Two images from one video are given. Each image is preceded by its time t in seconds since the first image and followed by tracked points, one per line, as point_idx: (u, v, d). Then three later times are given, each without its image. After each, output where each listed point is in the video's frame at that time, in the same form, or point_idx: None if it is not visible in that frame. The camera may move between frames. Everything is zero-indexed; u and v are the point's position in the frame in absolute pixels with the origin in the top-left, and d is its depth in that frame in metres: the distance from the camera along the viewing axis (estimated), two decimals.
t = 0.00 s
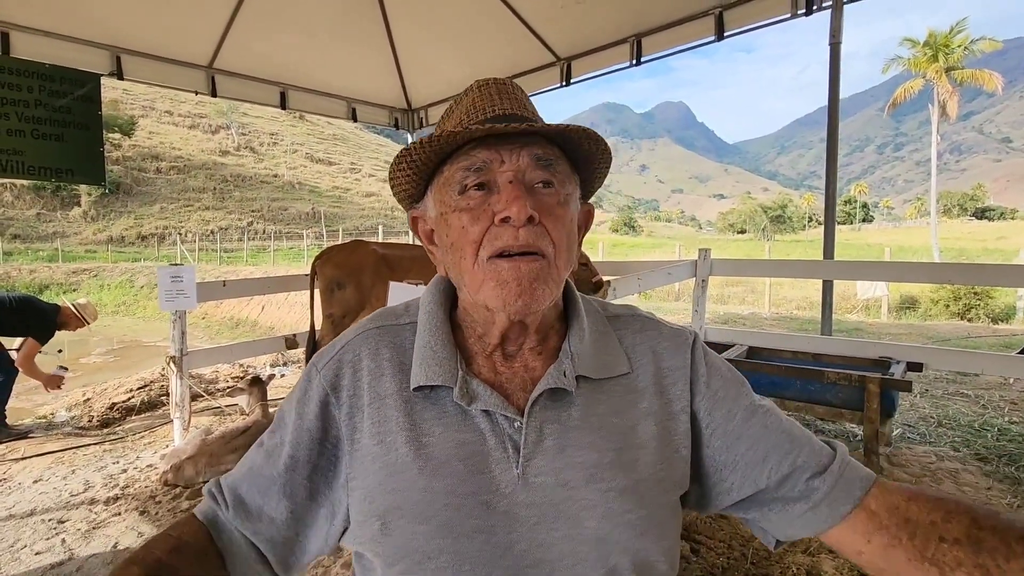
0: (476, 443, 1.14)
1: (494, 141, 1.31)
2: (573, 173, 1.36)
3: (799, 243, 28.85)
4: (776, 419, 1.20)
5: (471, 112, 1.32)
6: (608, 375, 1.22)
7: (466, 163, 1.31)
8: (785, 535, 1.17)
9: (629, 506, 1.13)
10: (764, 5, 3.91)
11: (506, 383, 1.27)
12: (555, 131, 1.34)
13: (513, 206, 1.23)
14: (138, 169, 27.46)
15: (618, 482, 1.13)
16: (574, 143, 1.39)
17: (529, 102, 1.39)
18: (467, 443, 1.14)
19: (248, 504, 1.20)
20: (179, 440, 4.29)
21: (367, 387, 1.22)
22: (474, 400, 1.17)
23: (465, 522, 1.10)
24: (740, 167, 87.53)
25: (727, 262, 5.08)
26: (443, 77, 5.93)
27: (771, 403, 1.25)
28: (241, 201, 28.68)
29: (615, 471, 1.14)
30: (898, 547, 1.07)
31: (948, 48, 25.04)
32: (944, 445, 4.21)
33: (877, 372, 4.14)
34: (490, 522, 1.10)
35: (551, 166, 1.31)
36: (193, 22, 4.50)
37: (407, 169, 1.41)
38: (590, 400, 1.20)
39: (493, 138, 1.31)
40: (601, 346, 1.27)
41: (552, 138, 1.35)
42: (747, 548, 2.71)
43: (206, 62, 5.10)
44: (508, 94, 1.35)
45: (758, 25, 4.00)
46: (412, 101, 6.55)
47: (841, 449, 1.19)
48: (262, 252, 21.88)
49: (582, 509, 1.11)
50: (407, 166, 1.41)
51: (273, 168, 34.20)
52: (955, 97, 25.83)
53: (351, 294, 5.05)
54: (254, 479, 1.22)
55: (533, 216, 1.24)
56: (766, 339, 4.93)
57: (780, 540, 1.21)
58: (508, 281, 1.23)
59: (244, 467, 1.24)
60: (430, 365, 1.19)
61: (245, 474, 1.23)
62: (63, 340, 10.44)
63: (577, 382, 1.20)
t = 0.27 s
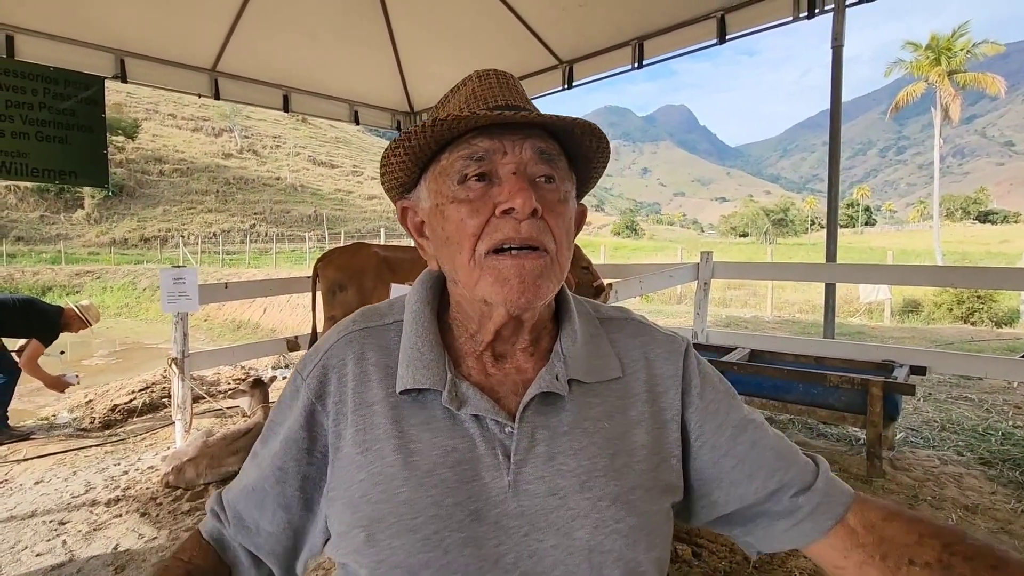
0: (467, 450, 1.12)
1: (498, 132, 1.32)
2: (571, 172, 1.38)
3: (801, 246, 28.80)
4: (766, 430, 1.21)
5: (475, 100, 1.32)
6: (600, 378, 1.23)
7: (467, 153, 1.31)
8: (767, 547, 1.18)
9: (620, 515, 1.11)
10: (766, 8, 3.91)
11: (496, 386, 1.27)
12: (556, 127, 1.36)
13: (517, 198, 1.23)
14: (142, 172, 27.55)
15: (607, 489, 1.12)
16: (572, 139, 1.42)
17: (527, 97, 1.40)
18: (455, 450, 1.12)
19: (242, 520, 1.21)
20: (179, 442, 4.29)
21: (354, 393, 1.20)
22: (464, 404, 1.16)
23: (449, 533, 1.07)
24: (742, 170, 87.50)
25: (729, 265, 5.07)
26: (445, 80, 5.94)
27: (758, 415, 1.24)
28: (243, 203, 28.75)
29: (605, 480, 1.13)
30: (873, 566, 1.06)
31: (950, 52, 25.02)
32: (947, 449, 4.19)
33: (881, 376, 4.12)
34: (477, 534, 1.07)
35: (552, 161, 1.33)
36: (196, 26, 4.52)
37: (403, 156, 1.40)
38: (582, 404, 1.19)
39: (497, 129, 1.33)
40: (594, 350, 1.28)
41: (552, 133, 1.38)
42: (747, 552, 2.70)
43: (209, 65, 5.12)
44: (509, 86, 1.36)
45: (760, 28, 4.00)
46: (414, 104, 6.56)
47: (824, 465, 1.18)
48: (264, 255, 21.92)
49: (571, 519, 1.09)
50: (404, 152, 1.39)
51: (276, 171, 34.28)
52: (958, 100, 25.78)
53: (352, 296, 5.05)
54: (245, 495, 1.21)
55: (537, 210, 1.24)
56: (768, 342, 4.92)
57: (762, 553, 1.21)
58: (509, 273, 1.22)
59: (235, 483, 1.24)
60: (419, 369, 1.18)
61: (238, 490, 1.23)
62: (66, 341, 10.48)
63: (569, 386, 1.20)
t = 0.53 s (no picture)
0: (459, 458, 1.12)
1: (481, 141, 1.30)
2: (563, 179, 1.36)
3: (803, 250, 28.76)
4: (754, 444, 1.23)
5: (461, 108, 1.31)
6: (595, 387, 1.22)
7: (450, 162, 1.31)
8: (755, 558, 1.20)
9: (616, 525, 1.10)
10: (769, 12, 3.91)
11: (490, 392, 1.26)
12: (546, 134, 1.32)
13: (492, 210, 1.23)
14: (145, 174, 27.62)
15: (602, 498, 1.12)
16: (568, 146, 1.38)
17: (523, 97, 1.35)
18: (447, 457, 1.11)
19: (231, 531, 1.19)
20: (180, 446, 4.28)
21: (346, 399, 1.19)
22: (458, 412, 1.15)
23: (442, 543, 1.06)
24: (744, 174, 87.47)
25: (731, 269, 5.05)
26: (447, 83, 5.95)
27: (750, 428, 1.27)
28: (246, 206, 28.80)
29: (599, 489, 1.12)
30: None
31: (953, 55, 25.02)
32: (951, 455, 4.17)
33: (884, 380, 4.11)
34: (470, 543, 1.07)
35: (538, 170, 1.30)
36: (199, 30, 4.53)
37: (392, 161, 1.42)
38: (577, 411, 1.18)
39: (481, 137, 1.31)
40: (590, 357, 1.26)
41: (542, 139, 1.34)
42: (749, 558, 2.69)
43: (212, 68, 5.13)
44: (503, 88, 1.32)
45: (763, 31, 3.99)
46: (416, 107, 6.57)
47: (806, 477, 1.22)
48: (266, 258, 21.94)
49: (565, 529, 1.09)
50: (393, 159, 1.41)
51: (278, 174, 34.35)
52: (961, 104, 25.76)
53: (354, 299, 5.05)
54: (235, 504, 1.20)
55: (515, 222, 1.23)
56: (771, 346, 4.90)
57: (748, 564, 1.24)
58: (482, 285, 1.22)
59: (222, 494, 1.22)
60: (412, 374, 1.17)
61: (225, 499, 1.21)
62: (68, 343, 10.48)
63: (566, 394, 1.19)
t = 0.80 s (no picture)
0: (453, 460, 1.14)
1: (468, 144, 1.33)
2: (553, 178, 1.37)
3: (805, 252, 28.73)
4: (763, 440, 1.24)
5: (451, 112, 1.34)
6: (589, 390, 1.24)
7: (439, 165, 1.34)
8: (761, 554, 1.21)
9: (607, 528, 1.13)
10: (771, 15, 3.91)
11: (486, 394, 1.27)
12: (532, 134, 1.34)
13: (478, 211, 1.25)
14: (148, 177, 27.68)
15: (598, 503, 1.14)
16: (557, 146, 1.39)
17: (514, 96, 1.37)
18: (442, 458, 1.14)
19: (221, 538, 1.13)
20: (182, 448, 4.28)
21: (345, 397, 1.21)
22: (454, 412, 1.17)
23: (439, 544, 1.08)
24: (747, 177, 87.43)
25: (733, 272, 5.04)
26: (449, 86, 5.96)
27: (751, 423, 1.28)
28: (248, 208, 28.84)
29: (592, 492, 1.14)
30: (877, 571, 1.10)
31: (955, 58, 25.01)
32: (956, 459, 4.15)
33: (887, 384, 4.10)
34: (464, 546, 1.09)
35: (526, 170, 1.32)
36: (202, 33, 4.55)
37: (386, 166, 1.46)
38: (572, 413, 1.20)
39: (469, 140, 1.33)
40: (584, 360, 1.28)
41: (530, 139, 1.36)
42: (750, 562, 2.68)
43: (214, 71, 5.15)
44: (492, 91, 1.34)
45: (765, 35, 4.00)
46: (417, 110, 6.58)
47: (817, 473, 1.22)
48: (269, 260, 21.95)
49: (558, 532, 1.11)
50: (386, 164, 1.45)
51: (280, 176, 34.40)
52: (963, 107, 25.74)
53: (356, 302, 5.06)
54: (228, 505, 1.15)
55: (500, 222, 1.26)
56: (774, 349, 4.89)
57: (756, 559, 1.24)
58: (470, 285, 1.26)
59: (206, 502, 1.15)
60: (410, 373, 1.19)
61: (212, 503, 1.15)
62: (69, 345, 10.49)
63: (559, 397, 1.21)
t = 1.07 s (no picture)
0: (491, 468, 1.10)
1: (511, 134, 1.31)
2: (596, 173, 1.34)
3: (806, 254, 28.74)
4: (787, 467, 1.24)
5: (495, 104, 1.33)
6: (627, 396, 1.20)
7: (482, 154, 1.31)
8: None
9: (648, 540, 1.11)
10: (772, 17, 3.92)
11: (523, 399, 1.25)
12: (576, 125, 1.33)
13: (523, 197, 1.21)
14: (149, 178, 27.72)
15: (636, 514, 1.11)
16: (598, 141, 1.37)
17: (555, 94, 1.37)
18: (479, 466, 1.10)
19: (258, 544, 1.12)
20: (183, 448, 4.28)
21: (377, 397, 1.17)
22: (492, 416, 1.13)
23: (476, 555, 1.05)
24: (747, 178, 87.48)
25: (734, 273, 5.04)
26: (450, 88, 5.96)
27: (777, 447, 1.27)
28: (249, 209, 28.87)
29: (633, 503, 1.12)
30: None
31: (955, 60, 25.04)
32: (957, 461, 4.14)
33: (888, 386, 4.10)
34: (501, 556, 1.06)
35: (570, 161, 1.30)
36: (203, 34, 4.55)
37: (426, 160, 1.44)
38: (610, 419, 1.18)
39: (512, 131, 1.32)
40: (622, 367, 1.26)
41: (572, 132, 1.34)
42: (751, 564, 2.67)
43: (216, 72, 5.15)
44: (534, 88, 1.33)
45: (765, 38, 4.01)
46: (419, 111, 6.58)
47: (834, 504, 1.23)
48: (269, 261, 21.97)
49: (599, 543, 1.09)
50: (427, 156, 1.42)
51: (281, 177, 34.43)
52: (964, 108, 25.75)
53: (357, 303, 5.06)
54: (260, 507, 1.14)
55: (546, 209, 1.21)
56: (775, 351, 4.89)
57: None
58: (514, 274, 1.21)
59: (240, 500, 1.15)
60: (446, 374, 1.16)
61: (246, 507, 1.14)
62: (70, 346, 10.51)
63: (599, 403, 1.18)
